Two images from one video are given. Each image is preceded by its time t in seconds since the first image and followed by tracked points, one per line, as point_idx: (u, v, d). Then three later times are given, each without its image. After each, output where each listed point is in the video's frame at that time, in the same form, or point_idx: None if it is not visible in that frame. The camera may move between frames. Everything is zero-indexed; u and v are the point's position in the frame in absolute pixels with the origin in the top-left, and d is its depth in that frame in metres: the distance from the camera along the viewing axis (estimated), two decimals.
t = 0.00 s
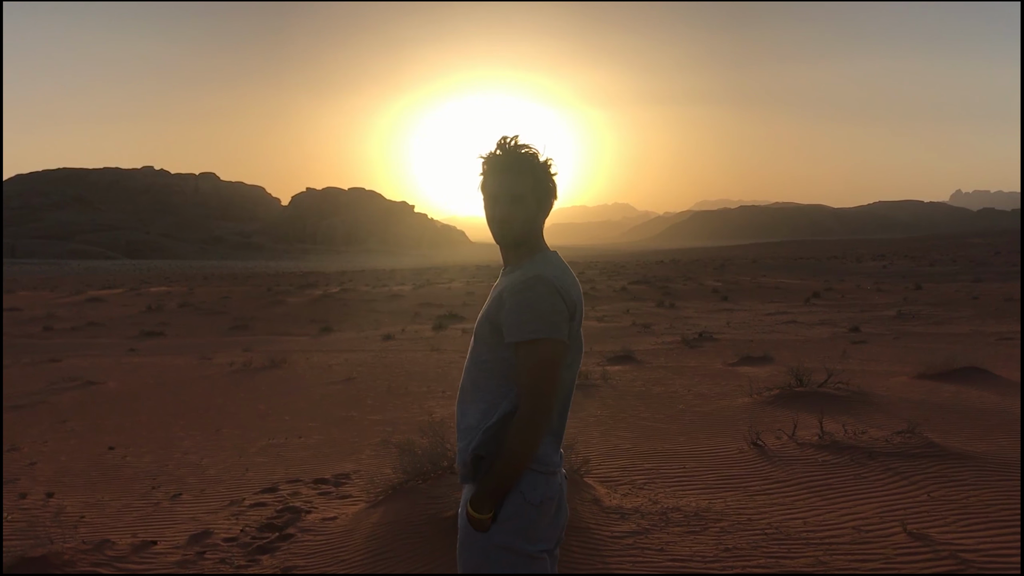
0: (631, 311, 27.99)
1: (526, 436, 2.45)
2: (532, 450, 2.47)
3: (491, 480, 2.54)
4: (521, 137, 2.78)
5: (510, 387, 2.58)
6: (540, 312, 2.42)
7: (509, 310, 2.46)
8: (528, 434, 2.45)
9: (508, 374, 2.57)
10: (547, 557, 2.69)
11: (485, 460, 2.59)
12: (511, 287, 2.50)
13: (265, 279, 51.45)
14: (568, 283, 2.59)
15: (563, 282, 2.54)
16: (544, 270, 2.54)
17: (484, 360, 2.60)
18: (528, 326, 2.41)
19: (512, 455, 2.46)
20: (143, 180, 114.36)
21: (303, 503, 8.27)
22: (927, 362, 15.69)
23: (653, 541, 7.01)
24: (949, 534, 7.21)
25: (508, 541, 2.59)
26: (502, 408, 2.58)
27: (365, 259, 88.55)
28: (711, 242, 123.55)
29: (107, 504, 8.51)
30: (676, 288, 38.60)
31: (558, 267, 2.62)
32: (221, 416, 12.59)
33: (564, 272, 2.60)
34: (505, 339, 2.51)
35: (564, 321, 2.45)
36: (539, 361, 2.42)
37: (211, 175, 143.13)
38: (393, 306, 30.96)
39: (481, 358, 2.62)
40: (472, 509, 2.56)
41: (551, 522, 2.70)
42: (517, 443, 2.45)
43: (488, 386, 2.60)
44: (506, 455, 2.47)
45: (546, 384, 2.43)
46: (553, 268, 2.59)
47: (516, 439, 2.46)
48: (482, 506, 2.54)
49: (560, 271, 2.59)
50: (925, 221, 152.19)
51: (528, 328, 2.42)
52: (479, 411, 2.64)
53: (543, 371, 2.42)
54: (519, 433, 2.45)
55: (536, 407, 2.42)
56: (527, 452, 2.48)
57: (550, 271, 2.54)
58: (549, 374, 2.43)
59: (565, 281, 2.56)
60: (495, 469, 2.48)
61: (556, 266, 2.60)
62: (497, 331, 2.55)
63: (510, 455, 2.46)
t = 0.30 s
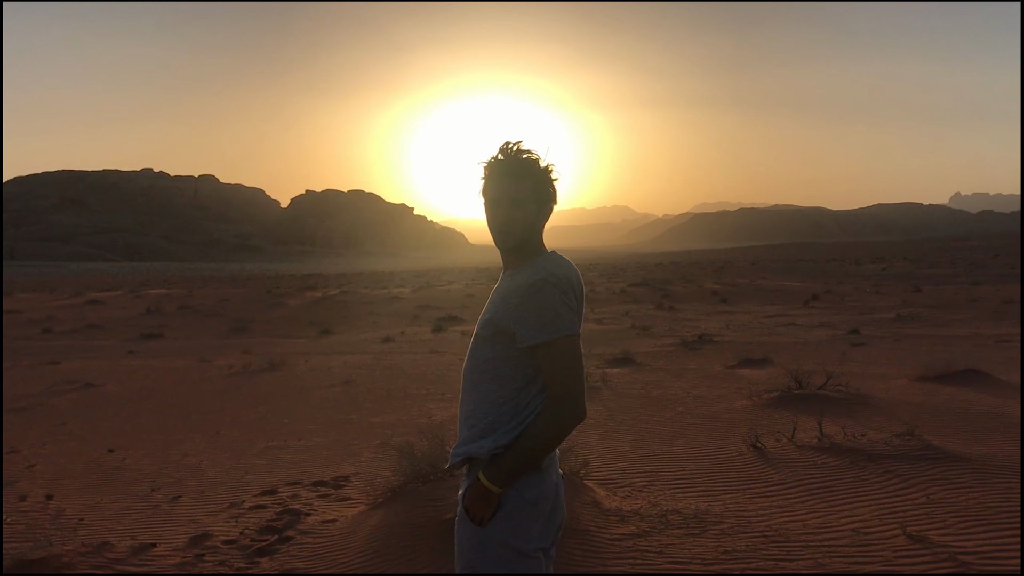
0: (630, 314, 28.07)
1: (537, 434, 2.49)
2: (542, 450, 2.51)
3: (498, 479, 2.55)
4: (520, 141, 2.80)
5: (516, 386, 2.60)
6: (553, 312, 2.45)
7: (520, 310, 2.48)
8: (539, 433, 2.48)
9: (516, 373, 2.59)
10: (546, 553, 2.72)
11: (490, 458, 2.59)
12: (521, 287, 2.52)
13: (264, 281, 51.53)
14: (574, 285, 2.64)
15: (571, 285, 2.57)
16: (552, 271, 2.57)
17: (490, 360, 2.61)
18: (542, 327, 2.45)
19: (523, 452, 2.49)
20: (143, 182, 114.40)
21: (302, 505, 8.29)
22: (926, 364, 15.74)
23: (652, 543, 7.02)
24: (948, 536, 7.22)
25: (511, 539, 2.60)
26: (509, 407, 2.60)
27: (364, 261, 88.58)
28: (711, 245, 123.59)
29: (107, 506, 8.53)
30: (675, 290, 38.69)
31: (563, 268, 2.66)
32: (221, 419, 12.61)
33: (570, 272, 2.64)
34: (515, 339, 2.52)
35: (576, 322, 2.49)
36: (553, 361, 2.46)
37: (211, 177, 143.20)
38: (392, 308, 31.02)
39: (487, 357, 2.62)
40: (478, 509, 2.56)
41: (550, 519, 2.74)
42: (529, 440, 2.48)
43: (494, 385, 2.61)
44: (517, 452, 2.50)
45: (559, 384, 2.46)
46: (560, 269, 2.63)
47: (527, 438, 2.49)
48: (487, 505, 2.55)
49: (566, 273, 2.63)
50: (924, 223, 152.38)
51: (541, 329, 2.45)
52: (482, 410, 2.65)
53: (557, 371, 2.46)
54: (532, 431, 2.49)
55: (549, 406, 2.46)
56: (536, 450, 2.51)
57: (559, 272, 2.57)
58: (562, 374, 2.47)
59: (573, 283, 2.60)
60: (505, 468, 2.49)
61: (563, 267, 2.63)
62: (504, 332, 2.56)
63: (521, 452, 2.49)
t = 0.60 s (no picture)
0: (628, 316, 28.11)
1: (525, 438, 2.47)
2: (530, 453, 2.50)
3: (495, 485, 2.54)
4: (519, 147, 2.81)
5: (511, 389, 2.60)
6: (543, 318, 2.46)
7: (514, 315, 2.49)
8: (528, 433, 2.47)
9: (504, 378, 2.58)
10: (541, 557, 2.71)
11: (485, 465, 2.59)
12: (513, 293, 2.52)
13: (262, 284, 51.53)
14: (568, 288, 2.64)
15: (563, 290, 2.58)
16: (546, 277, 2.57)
17: (484, 365, 2.60)
18: (531, 330, 2.45)
19: (514, 458, 2.48)
20: (143, 184, 114.40)
21: (300, 508, 8.28)
22: (924, 368, 15.76)
23: (651, 546, 7.03)
24: (946, 539, 7.23)
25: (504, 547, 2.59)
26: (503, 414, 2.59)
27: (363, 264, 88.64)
28: (710, 248, 123.67)
29: (105, 509, 8.51)
30: (674, 293, 38.74)
31: (555, 270, 2.68)
32: (219, 421, 12.60)
33: (562, 276, 2.65)
34: (505, 344, 2.53)
35: (564, 326, 2.50)
36: (543, 364, 2.45)
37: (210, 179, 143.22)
38: (391, 311, 31.03)
39: (481, 366, 2.61)
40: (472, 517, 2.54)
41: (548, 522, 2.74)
42: (517, 445, 2.47)
43: (486, 391, 2.60)
44: (507, 457, 2.48)
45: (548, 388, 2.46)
46: (554, 273, 2.63)
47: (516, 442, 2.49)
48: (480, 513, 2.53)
49: (559, 278, 2.63)
50: (923, 227, 152.55)
51: (533, 332, 2.45)
52: (477, 417, 2.63)
53: (547, 375, 2.46)
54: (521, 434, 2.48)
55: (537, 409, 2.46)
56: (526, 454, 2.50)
57: (550, 278, 2.57)
58: (551, 377, 2.47)
59: (566, 287, 2.61)
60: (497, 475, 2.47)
61: (555, 271, 2.64)
62: (497, 335, 2.56)
63: (512, 458, 2.48)
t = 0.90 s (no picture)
0: (628, 318, 28.20)
1: (498, 437, 2.46)
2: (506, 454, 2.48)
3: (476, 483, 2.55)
4: (523, 149, 2.81)
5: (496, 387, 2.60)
6: (518, 319, 2.45)
7: (493, 315, 2.50)
8: (501, 434, 2.46)
9: (487, 377, 2.59)
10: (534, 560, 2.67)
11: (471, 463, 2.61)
12: (495, 294, 2.54)
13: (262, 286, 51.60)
14: (555, 290, 2.60)
15: (547, 291, 2.55)
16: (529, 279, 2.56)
17: (471, 364, 2.62)
18: (506, 330, 2.44)
19: (487, 459, 2.47)
20: (142, 185, 114.35)
21: (300, 509, 8.29)
22: (923, 370, 15.79)
23: (650, 547, 7.04)
24: (946, 541, 7.23)
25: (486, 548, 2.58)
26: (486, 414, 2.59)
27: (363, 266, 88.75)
28: (709, 250, 123.65)
29: (104, 509, 8.52)
30: (675, 295, 38.82)
31: (546, 272, 2.66)
32: (219, 422, 12.61)
33: (551, 278, 2.63)
34: (486, 343, 2.54)
35: (541, 328, 2.46)
36: (516, 365, 2.43)
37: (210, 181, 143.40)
38: (391, 312, 31.07)
39: (468, 365, 2.64)
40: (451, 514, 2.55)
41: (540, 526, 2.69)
42: (490, 444, 2.47)
43: (471, 391, 2.62)
44: (482, 457, 2.48)
45: (520, 390, 2.43)
46: (542, 275, 2.60)
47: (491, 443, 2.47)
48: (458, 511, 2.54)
49: (546, 281, 2.60)
50: (923, 229, 152.55)
51: (507, 333, 2.44)
52: (465, 416, 2.66)
53: (523, 377, 2.44)
54: (495, 435, 2.47)
55: (510, 410, 2.44)
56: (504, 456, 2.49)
57: (533, 280, 2.56)
58: (527, 380, 2.46)
59: (552, 290, 2.58)
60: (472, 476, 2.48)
61: (544, 274, 2.62)
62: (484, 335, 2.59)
63: (484, 458, 2.47)
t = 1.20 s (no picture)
0: (628, 319, 28.30)
1: (489, 433, 2.46)
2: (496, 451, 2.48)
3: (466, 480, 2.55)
4: (523, 151, 2.81)
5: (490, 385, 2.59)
6: (510, 317, 2.46)
7: (487, 312, 2.51)
8: (491, 430, 2.46)
9: (481, 374, 2.59)
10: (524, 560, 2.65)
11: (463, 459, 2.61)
12: (491, 293, 2.55)
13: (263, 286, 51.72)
14: (551, 291, 2.60)
15: (541, 293, 2.54)
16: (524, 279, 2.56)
17: (466, 361, 2.63)
18: (500, 328, 2.45)
19: (476, 455, 2.48)
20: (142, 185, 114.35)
21: (300, 510, 8.29)
22: (923, 371, 15.83)
23: (651, 548, 7.04)
24: (946, 542, 7.24)
25: (475, 544, 2.58)
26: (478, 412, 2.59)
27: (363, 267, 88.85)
28: (709, 250, 123.84)
29: (105, 510, 8.53)
30: (675, 295, 38.92)
31: (543, 272, 2.65)
32: (219, 423, 12.64)
33: (548, 278, 2.63)
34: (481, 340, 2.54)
35: (533, 327, 2.46)
36: (508, 363, 2.43)
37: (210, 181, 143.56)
38: (391, 313, 31.14)
39: (463, 361, 2.65)
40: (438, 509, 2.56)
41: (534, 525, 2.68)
42: (480, 440, 2.46)
43: (465, 388, 2.62)
44: (471, 452, 2.48)
45: (512, 388, 2.43)
46: (538, 276, 2.59)
47: (482, 439, 2.47)
48: (446, 505, 2.54)
49: (542, 281, 2.59)
50: (922, 230, 152.68)
51: (500, 331, 2.45)
52: (460, 412, 2.67)
53: (515, 375, 2.44)
54: (484, 432, 2.47)
55: (501, 407, 2.44)
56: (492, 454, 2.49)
57: (527, 281, 2.56)
58: (519, 379, 2.45)
59: (548, 290, 2.58)
60: (461, 471, 2.48)
61: (541, 274, 2.62)
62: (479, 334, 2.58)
63: (473, 453, 2.48)
